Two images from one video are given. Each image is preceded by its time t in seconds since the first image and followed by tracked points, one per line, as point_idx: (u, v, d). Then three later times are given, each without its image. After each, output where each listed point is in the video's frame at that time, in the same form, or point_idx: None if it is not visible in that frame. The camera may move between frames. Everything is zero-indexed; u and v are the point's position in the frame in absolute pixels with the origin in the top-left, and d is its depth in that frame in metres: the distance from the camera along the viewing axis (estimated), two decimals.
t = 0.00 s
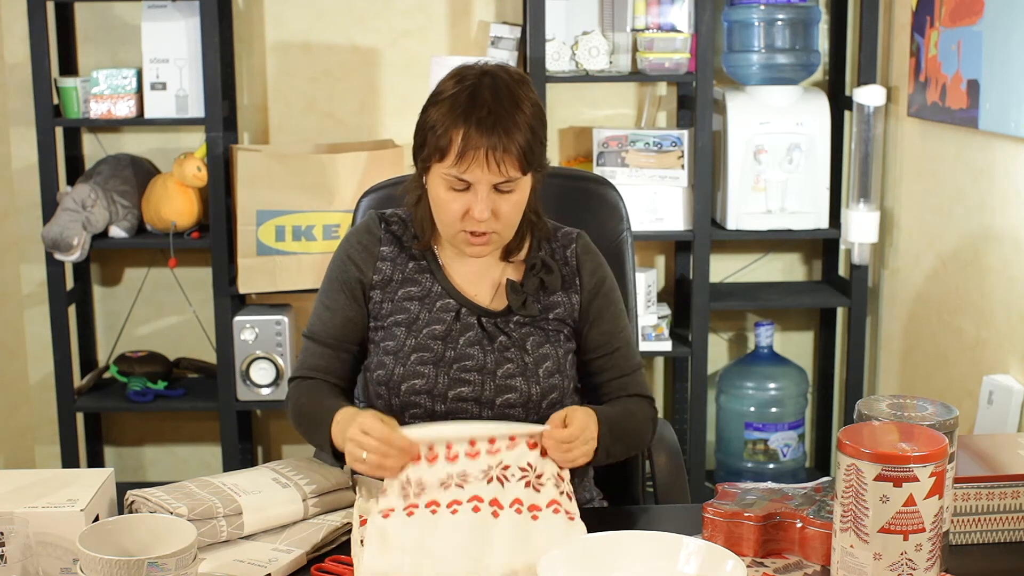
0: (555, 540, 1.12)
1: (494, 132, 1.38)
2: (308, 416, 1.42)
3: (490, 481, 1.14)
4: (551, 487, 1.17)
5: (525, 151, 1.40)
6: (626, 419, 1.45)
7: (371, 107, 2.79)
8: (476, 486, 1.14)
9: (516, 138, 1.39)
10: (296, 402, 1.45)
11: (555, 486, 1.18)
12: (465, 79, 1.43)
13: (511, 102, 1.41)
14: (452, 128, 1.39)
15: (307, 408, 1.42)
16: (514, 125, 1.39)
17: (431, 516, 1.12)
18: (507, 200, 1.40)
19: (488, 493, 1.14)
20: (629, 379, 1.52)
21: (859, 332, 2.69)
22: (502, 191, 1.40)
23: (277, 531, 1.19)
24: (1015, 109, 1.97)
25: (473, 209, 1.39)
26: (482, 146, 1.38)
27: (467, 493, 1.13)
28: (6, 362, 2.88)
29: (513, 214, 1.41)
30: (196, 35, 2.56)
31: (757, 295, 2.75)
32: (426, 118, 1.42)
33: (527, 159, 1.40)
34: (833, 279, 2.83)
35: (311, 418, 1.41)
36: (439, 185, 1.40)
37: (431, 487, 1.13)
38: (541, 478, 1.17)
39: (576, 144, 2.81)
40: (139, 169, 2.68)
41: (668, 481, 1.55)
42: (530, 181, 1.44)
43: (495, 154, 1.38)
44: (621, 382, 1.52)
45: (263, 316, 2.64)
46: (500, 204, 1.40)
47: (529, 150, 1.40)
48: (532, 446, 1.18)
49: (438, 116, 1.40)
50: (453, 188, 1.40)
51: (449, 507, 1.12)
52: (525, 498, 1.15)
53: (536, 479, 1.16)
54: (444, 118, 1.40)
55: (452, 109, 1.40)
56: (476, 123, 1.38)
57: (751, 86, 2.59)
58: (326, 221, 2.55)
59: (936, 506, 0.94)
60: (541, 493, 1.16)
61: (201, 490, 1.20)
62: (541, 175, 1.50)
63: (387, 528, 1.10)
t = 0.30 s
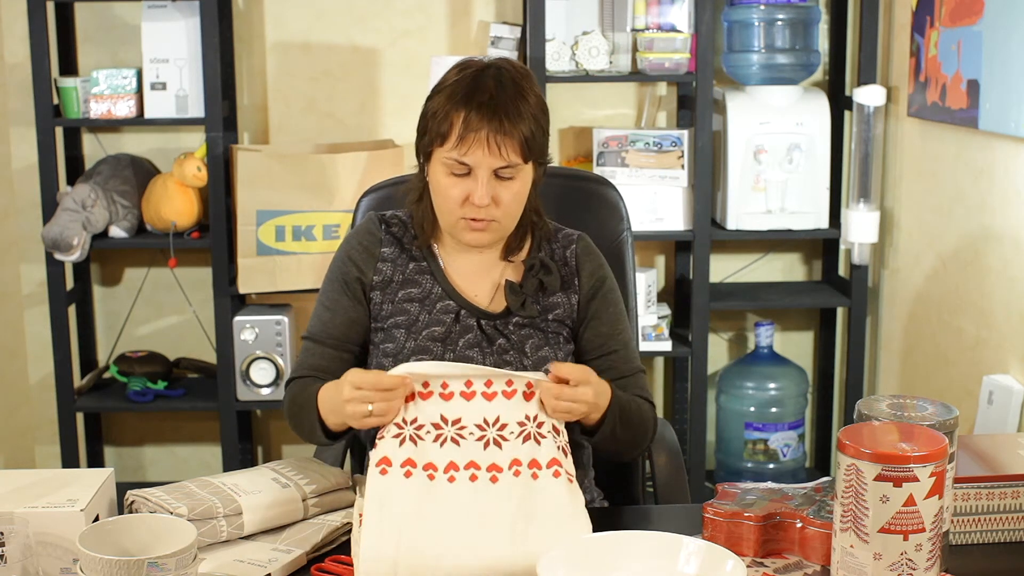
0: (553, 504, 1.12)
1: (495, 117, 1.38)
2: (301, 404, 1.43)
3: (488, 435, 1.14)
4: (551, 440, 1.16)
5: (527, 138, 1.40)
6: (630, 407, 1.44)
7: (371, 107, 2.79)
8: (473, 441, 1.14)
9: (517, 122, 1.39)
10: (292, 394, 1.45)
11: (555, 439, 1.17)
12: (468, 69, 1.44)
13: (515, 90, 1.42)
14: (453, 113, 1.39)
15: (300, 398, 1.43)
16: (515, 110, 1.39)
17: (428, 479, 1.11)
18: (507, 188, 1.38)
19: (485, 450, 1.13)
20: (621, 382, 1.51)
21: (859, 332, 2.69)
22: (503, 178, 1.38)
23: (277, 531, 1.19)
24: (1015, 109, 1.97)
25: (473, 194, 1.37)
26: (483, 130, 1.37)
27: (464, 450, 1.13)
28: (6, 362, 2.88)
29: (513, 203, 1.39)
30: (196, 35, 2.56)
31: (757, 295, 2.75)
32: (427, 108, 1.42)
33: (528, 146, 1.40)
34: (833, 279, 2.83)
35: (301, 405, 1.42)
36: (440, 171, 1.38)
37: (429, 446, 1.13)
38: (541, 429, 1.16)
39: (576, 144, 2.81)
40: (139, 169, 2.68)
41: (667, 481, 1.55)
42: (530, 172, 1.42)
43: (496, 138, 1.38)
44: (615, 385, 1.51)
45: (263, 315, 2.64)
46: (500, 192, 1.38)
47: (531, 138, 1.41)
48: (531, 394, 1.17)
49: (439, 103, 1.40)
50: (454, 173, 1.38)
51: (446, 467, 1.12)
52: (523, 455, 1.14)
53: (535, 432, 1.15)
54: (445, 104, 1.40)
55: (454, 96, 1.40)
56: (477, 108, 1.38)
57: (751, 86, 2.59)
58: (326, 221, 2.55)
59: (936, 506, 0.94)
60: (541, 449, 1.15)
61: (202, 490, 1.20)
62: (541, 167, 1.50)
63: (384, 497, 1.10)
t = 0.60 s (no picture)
0: (553, 502, 1.11)
1: (496, 94, 1.40)
2: (268, 377, 1.40)
3: (489, 429, 1.13)
4: (554, 436, 1.14)
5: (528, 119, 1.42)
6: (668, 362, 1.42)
7: (371, 107, 2.79)
8: (474, 433, 1.13)
9: (518, 101, 1.41)
10: (256, 363, 1.42)
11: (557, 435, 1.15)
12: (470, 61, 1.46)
13: (518, 76, 1.44)
14: (454, 94, 1.41)
15: (271, 369, 1.40)
16: (516, 89, 1.42)
17: (427, 469, 1.10)
18: (506, 168, 1.37)
19: (485, 442, 1.12)
20: (658, 346, 1.50)
21: (859, 332, 2.69)
22: (502, 159, 1.37)
23: (277, 531, 1.20)
24: (1015, 109, 1.97)
25: (472, 170, 1.35)
26: (483, 104, 1.39)
27: (464, 441, 1.12)
28: (6, 363, 2.88)
29: (512, 184, 1.37)
30: (196, 35, 2.56)
31: (757, 295, 2.75)
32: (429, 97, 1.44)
33: (529, 128, 1.41)
34: (833, 278, 2.83)
35: (271, 374, 1.40)
36: (439, 148, 1.38)
37: (430, 435, 1.12)
38: (544, 424, 1.14)
39: (576, 144, 2.81)
40: (139, 169, 2.68)
41: (667, 479, 1.56)
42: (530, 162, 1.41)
43: (496, 113, 1.39)
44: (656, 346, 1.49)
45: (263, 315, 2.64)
46: (498, 171, 1.36)
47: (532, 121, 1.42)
48: (534, 386, 1.15)
49: (440, 88, 1.43)
50: (454, 149, 1.37)
51: (446, 457, 1.11)
52: (524, 453, 1.12)
53: (537, 428, 1.14)
54: (446, 87, 1.42)
55: (455, 79, 1.42)
56: (478, 86, 1.41)
57: (751, 86, 2.59)
58: (326, 221, 2.55)
59: (936, 506, 0.94)
60: (542, 445, 1.13)
61: (202, 490, 1.20)
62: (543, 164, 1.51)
63: (384, 483, 1.10)
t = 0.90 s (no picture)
0: (555, 481, 1.08)
1: (495, 87, 1.41)
2: (276, 375, 1.39)
3: (488, 403, 1.10)
4: (556, 413, 1.11)
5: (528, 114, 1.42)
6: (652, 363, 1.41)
7: (371, 107, 2.79)
8: (473, 411, 1.09)
9: (517, 94, 1.41)
10: (261, 364, 1.42)
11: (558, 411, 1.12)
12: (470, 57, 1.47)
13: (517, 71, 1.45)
14: (453, 88, 1.41)
15: (275, 369, 1.39)
16: (515, 83, 1.42)
17: (428, 450, 1.07)
18: (505, 162, 1.37)
19: (485, 420, 1.09)
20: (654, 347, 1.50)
21: (859, 332, 2.69)
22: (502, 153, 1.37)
23: (277, 532, 1.20)
24: (1015, 108, 1.97)
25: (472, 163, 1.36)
26: (481, 99, 1.40)
27: (464, 420, 1.09)
28: (5, 363, 2.88)
29: (511, 178, 1.37)
30: (196, 35, 2.55)
31: (757, 295, 2.75)
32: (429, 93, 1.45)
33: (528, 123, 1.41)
34: (833, 278, 2.83)
35: (279, 371, 1.38)
36: (439, 143, 1.38)
37: (429, 416, 1.09)
38: (544, 401, 1.11)
39: (576, 144, 2.81)
40: (139, 169, 2.68)
41: (668, 479, 1.56)
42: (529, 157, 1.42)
43: (495, 107, 1.39)
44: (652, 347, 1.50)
45: (263, 315, 2.64)
46: (498, 165, 1.36)
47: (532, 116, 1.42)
48: (532, 361, 1.12)
49: (439, 84, 1.43)
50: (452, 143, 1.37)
51: (446, 437, 1.08)
52: (525, 429, 1.10)
53: (538, 404, 1.11)
54: (446, 83, 1.43)
55: (454, 75, 1.43)
56: (477, 80, 1.41)
57: (751, 86, 2.59)
58: (326, 221, 2.55)
59: (936, 506, 0.94)
60: (544, 424, 1.10)
61: (202, 490, 1.20)
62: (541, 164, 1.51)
63: (385, 469, 1.06)
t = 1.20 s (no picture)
0: (557, 457, 1.05)
1: (491, 97, 1.38)
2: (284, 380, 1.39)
3: (490, 378, 1.07)
4: (558, 386, 1.08)
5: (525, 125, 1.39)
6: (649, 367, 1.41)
7: (371, 107, 2.79)
8: (476, 387, 1.07)
9: (513, 103, 1.39)
10: (268, 372, 1.42)
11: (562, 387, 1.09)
12: (468, 61, 1.45)
13: (517, 78, 1.42)
14: (450, 97, 1.39)
15: (281, 376, 1.40)
16: (512, 91, 1.40)
17: (430, 432, 1.05)
18: (503, 173, 1.36)
19: (487, 395, 1.06)
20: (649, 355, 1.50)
21: (859, 332, 2.69)
22: (500, 163, 1.36)
23: (277, 532, 1.19)
24: (1015, 108, 1.97)
25: (468, 177, 1.34)
26: (478, 109, 1.37)
27: (466, 399, 1.06)
28: (5, 363, 2.88)
29: (508, 187, 1.36)
30: (196, 35, 2.55)
31: (757, 295, 2.75)
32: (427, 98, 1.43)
33: (526, 133, 1.39)
34: (833, 278, 2.83)
35: (285, 378, 1.39)
36: (437, 156, 1.37)
37: (431, 397, 1.06)
38: (547, 375, 1.08)
39: (576, 145, 2.81)
40: (139, 168, 2.68)
41: (668, 479, 1.56)
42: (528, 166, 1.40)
43: (492, 119, 1.37)
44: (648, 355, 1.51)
45: (263, 315, 2.64)
46: (495, 175, 1.36)
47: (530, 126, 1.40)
48: (536, 336, 1.10)
49: (437, 90, 1.41)
50: (451, 156, 1.36)
51: (448, 417, 1.05)
52: (527, 404, 1.07)
53: (541, 379, 1.08)
54: (443, 90, 1.40)
55: (451, 83, 1.41)
56: (472, 90, 1.39)
57: (751, 86, 2.59)
58: (326, 221, 2.55)
59: (936, 506, 0.94)
60: (546, 397, 1.07)
61: (202, 489, 1.20)
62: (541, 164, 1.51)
63: (387, 453, 1.04)
